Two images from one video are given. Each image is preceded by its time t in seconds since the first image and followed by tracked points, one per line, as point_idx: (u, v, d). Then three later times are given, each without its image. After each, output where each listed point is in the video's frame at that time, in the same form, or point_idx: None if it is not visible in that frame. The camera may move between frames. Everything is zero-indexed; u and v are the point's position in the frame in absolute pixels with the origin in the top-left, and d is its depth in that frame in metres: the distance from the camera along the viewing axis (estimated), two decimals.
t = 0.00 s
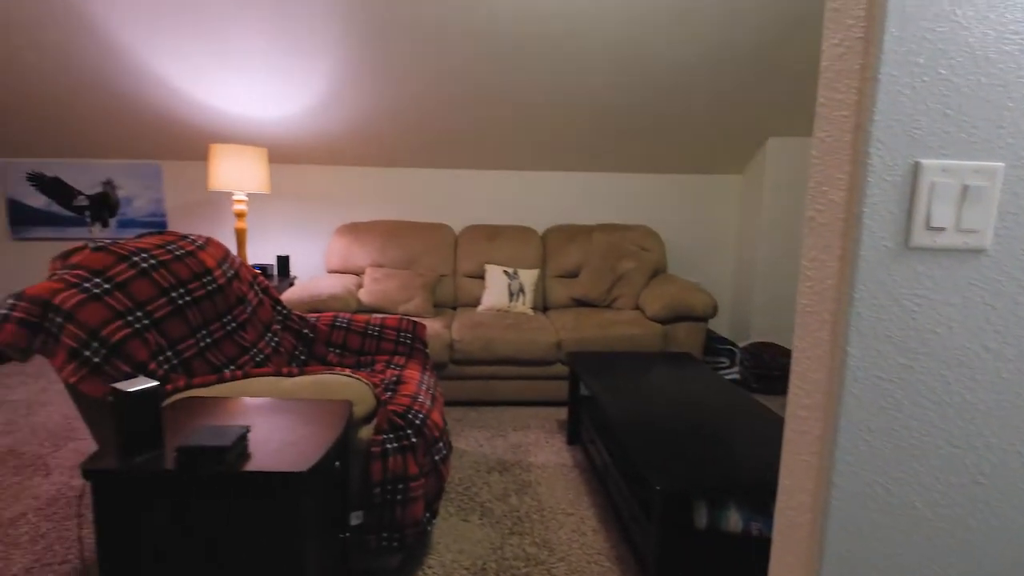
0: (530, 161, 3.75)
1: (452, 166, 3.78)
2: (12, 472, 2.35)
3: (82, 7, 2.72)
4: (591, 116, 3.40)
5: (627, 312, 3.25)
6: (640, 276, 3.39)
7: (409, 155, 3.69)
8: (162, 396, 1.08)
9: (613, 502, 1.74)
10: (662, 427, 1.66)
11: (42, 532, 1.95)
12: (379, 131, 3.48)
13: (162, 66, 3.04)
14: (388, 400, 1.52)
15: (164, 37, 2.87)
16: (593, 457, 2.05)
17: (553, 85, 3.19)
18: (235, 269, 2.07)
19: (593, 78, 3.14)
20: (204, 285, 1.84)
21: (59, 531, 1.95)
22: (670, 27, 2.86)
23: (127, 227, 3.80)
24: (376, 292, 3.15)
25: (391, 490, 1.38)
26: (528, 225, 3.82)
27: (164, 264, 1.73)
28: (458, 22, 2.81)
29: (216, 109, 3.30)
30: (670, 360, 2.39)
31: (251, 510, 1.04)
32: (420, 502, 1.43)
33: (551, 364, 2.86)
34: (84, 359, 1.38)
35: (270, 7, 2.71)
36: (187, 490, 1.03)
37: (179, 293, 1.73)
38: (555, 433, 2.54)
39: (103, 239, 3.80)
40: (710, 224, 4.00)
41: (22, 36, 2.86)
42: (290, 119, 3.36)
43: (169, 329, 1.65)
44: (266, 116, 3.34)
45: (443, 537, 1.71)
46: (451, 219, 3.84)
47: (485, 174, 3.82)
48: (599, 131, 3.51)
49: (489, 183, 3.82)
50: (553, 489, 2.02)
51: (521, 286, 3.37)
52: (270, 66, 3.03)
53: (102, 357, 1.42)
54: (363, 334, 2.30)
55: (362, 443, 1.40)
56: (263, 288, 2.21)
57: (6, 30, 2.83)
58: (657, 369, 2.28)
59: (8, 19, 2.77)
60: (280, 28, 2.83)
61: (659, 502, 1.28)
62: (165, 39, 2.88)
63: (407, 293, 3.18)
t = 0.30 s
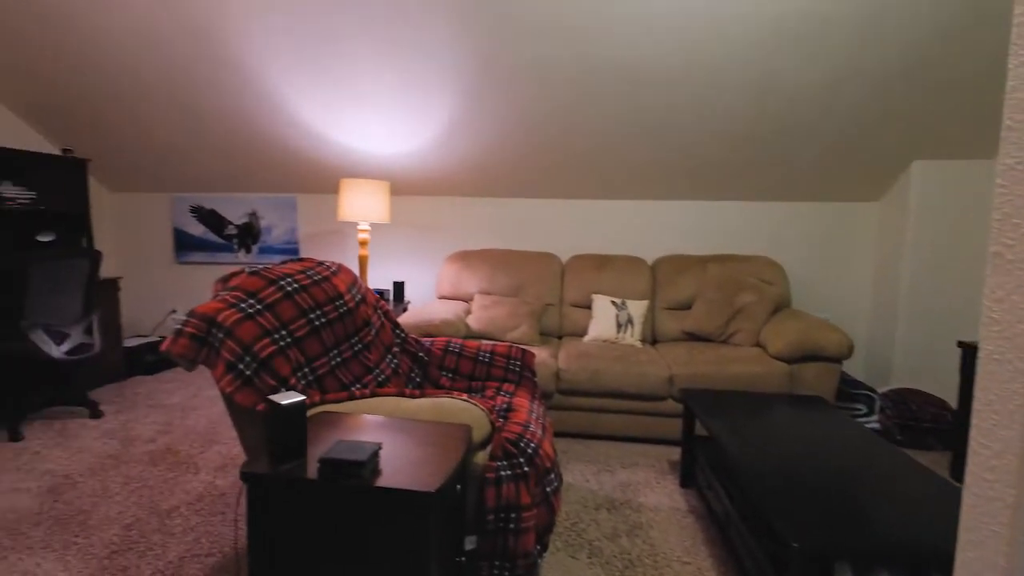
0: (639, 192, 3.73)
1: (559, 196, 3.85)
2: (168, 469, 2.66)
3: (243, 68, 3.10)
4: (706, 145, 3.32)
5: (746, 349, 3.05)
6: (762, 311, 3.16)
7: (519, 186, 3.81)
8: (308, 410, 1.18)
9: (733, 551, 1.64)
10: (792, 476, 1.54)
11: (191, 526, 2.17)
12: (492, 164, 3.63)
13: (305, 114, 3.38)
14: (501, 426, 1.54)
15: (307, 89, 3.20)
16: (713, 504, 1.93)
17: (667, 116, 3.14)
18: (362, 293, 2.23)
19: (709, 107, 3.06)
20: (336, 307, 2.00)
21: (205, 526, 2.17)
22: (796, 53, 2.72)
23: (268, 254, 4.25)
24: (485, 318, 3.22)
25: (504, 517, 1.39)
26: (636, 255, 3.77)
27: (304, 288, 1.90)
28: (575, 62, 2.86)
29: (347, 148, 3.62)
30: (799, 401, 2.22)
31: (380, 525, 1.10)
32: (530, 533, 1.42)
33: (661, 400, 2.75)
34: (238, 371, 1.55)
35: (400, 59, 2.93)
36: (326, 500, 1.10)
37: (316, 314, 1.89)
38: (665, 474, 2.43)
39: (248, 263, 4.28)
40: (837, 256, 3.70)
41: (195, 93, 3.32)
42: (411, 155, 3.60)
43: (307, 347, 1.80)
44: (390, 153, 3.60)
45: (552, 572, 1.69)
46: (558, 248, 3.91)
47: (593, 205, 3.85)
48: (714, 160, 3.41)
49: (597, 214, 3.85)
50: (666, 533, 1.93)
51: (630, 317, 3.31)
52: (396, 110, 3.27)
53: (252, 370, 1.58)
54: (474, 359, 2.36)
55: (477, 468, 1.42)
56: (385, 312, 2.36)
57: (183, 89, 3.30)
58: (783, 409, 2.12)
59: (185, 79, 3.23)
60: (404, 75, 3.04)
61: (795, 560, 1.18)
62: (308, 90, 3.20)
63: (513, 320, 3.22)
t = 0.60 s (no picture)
0: (714, 208, 3.64)
1: (630, 213, 3.81)
2: (253, 474, 2.81)
3: (329, 97, 3.29)
4: (787, 159, 3.18)
5: (837, 376, 2.85)
6: (856, 336, 2.95)
7: (589, 204, 3.79)
8: (391, 424, 1.22)
9: None
10: (897, 517, 1.42)
11: (275, 530, 2.28)
12: (562, 183, 3.64)
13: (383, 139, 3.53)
14: (576, 447, 1.53)
15: (387, 115, 3.35)
16: (803, 542, 1.81)
17: (745, 132, 3.04)
18: (437, 310, 2.28)
19: (791, 122, 2.94)
20: (413, 324, 2.06)
21: (287, 531, 2.27)
22: (891, 62, 2.56)
23: (346, 271, 4.45)
24: (554, 337, 3.19)
25: (581, 542, 1.37)
26: (711, 275, 3.64)
27: (384, 304, 1.97)
28: (649, 81, 2.83)
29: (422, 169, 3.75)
30: (898, 434, 2.05)
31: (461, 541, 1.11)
32: (607, 560, 1.38)
33: (742, 428, 2.62)
34: (324, 383, 1.62)
35: (475, 84, 3.01)
36: (409, 513, 1.13)
37: (395, 330, 1.95)
38: (748, 506, 2.31)
39: (327, 280, 4.50)
40: (937, 277, 3.43)
41: (285, 122, 3.55)
42: (482, 175, 3.68)
43: (386, 361, 1.86)
44: (462, 173, 3.69)
45: None
46: (629, 266, 3.86)
47: (665, 222, 3.78)
48: (795, 174, 3.27)
49: (669, 232, 3.77)
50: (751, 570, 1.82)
51: (706, 339, 3.18)
52: (470, 132, 3.36)
53: (337, 383, 1.65)
54: (546, 379, 2.35)
55: (554, 489, 1.41)
56: (458, 329, 2.40)
57: (274, 118, 3.54)
58: (880, 442, 1.96)
59: (276, 109, 3.47)
60: (478, 98, 3.12)
61: None
62: (387, 116, 3.35)
63: (583, 339, 3.17)
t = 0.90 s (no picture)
0: (760, 217, 3.55)
1: (671, 222, 3.75)
2: (300, 478, 2.88)
3: (375, 111, 3.38)
4: (838, 166, 3.08)
5: (895, 393, 2.72)
6: (918, 350, 2.81)
7: (630, 213, 3.76)
8: (437, 431, 1.23)
9: None
10: (968, 543, 1.34)
11: (320, 533, 2.33)
12: (603, 192, 3.62)
13: (426, 151, 3.60)
14: (622, 460, 1.51)
15: (429, 128, 3.41)
16: (861, 566, 1.72)
17: (793, 138, 2.96)
18: (479, 320, 2.29)
19: (843, 128, 2.85)
20: (456, 332, 2.07)
21: (332, 535, 2.32)
22: (950, 65, 2.45)
23: (388, 279, 4.54)
24: (595, 347, 3.16)
25: (626, 558, 1.34)
26: (758, 286, 3.55)
27: (428, 313, 2.00)
28: (694, 88, 2.79)
29: (463, 180, 3.79)
30: (965, 455, 1.94)
31: (508, 551, 1.11)
32: None
33: (793, 445, 2.53)
34: (370, 390, 1.65)
35: (518, 95, 3.04)
36: (455, 521, 1.13)
37: (438, 338, 1.98)
38: (800, 527, 2.22)
39: (369, 288, 4.60)
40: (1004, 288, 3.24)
41: (332, 135, 3.67)
42: (523, 185, 3.70)
43: (430, 370, 1.88)
44: (502, 183, 3.72)
45: None
46: (671, 276, 3.80)
47: (709, 231, 3.71)
48: (846, 181, 3.16)
49: (713, 241, 3.70)
50: None
51: (754, 351, 3.09)
52: (511, 143, 3.39)
53: (383, 391, 1.68)
54: (588, 390, 2.32)
55: (599, 502, 1.39)
56: (500, 338, 2.41)
57: (322, 132, 3.67)
58: (946, 463, 1.86)
59: (323, 123, 3.58)
60: (519, 110, 3.15)
61: None
62: (430, 128, 3.42)
63: (625, 350, 3.13)
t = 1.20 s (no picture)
0: (788, 222, 3.48)
1: (696, 227, 3.71)
2: (325, 480, 2.91)
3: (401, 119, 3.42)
4: (870, 169, 3.01)
5: (932, 403, 2.64)
6: (954, 359, 2.72)
7: (654, 218, 3.73)
8: (464, 435, 1.23)
9: None
10: (1011, 558, 1.29)
11: (346, 535, 2.35)
12: (627, 197, 3.60)
13: (450, 157, 3.63)
14: (649, 468, 1.49)
15: (454, 134, 3.44)
16: None
17: (823, 141, 2.91)
18: (504, 325, 2.30)
19: (876, 130, 2.79)
20: (481, 337, 2.08)
21: (358, 538, 2.34)
22: (990, 63, 2.37)
23: (412, 284, 4.58)
24: (619, 353, 3.13)
25: (654, 567, 1.33)
26: (787, 292, 3.48)
27: (454, 318, 2.01)
28: (721, 92, 2.76)
29: (487, 186, 3.81)
30: (1008, 467, 1.87)
31: (535, 556, 1.10)
32: None
33: (825, 455, 2.47)
34: (397, 394, 1.67)
35: (542, 101, 3.05)
36: (483, 525, 1.13)
37: (464, 343, 1.98)
38: (832, 540, 2.16)
39: (393, 293, 4.64)
40: None
41: (359, 143, 3.72)
42: (546, 191, 3.70)
43: (456, 375, 1.89)
44: (526, 189, 3.73)
45: None
46: (696, 282, 3.75)
47: (735, 236, 3.66)
48: (879, 185, 3.08)
49: (739, 246, 3.65)
50: None
51: (783, 359, 3.02)
52: (535, 149, 3.39)
53: (409, 395, 1.69)
54: (613, 397, 2.30)
55: (626, 510, 1.38)
56: (524, 344, 2.40)
57: (347, 140, 3.73)
58: (985, 475, 1.79)
59: (349, 131, 3.64)
60: (542, 115, 3.16)
61: None
62: (454, 135, 3.45)
63: (650, 357, 3.10)
